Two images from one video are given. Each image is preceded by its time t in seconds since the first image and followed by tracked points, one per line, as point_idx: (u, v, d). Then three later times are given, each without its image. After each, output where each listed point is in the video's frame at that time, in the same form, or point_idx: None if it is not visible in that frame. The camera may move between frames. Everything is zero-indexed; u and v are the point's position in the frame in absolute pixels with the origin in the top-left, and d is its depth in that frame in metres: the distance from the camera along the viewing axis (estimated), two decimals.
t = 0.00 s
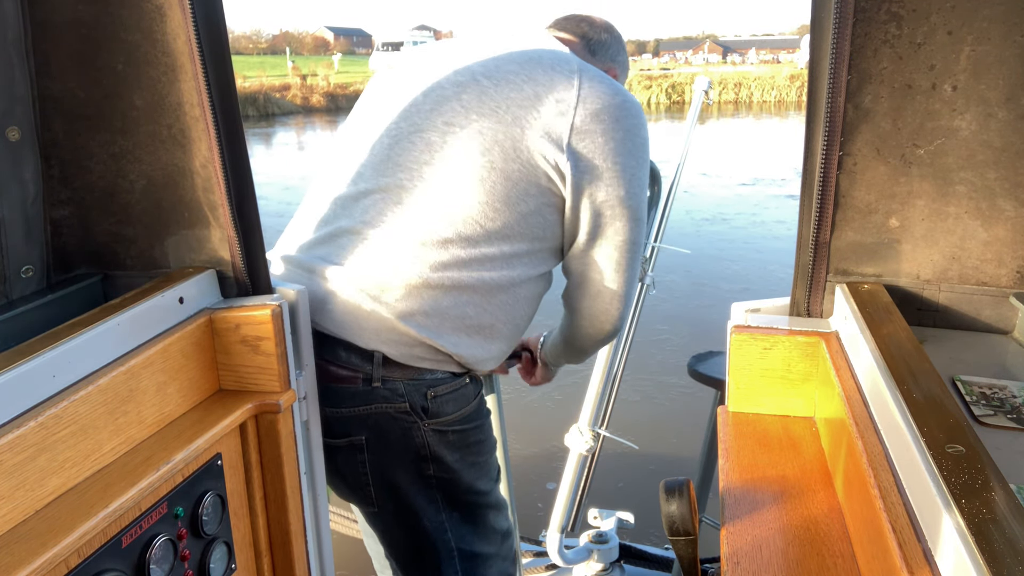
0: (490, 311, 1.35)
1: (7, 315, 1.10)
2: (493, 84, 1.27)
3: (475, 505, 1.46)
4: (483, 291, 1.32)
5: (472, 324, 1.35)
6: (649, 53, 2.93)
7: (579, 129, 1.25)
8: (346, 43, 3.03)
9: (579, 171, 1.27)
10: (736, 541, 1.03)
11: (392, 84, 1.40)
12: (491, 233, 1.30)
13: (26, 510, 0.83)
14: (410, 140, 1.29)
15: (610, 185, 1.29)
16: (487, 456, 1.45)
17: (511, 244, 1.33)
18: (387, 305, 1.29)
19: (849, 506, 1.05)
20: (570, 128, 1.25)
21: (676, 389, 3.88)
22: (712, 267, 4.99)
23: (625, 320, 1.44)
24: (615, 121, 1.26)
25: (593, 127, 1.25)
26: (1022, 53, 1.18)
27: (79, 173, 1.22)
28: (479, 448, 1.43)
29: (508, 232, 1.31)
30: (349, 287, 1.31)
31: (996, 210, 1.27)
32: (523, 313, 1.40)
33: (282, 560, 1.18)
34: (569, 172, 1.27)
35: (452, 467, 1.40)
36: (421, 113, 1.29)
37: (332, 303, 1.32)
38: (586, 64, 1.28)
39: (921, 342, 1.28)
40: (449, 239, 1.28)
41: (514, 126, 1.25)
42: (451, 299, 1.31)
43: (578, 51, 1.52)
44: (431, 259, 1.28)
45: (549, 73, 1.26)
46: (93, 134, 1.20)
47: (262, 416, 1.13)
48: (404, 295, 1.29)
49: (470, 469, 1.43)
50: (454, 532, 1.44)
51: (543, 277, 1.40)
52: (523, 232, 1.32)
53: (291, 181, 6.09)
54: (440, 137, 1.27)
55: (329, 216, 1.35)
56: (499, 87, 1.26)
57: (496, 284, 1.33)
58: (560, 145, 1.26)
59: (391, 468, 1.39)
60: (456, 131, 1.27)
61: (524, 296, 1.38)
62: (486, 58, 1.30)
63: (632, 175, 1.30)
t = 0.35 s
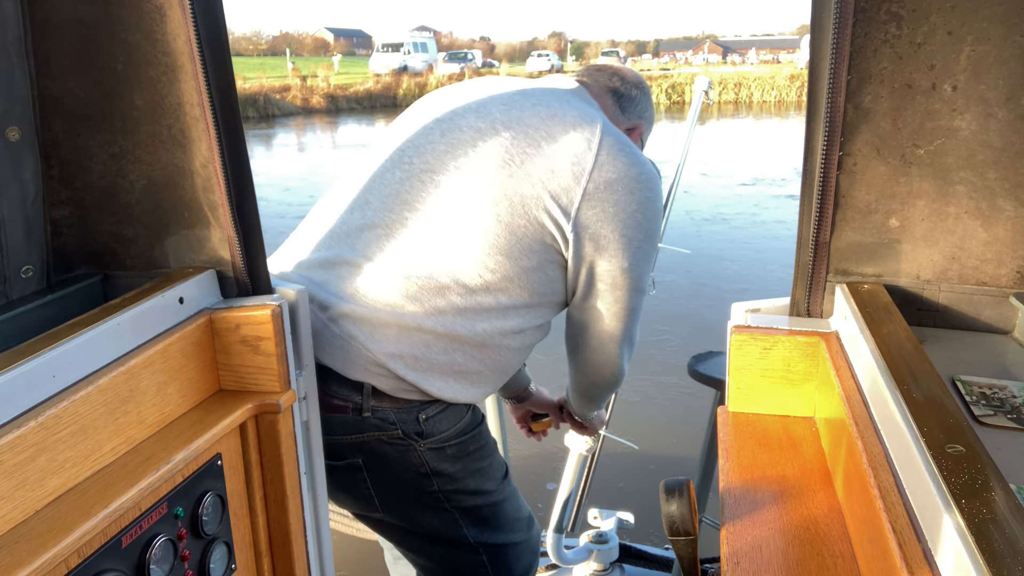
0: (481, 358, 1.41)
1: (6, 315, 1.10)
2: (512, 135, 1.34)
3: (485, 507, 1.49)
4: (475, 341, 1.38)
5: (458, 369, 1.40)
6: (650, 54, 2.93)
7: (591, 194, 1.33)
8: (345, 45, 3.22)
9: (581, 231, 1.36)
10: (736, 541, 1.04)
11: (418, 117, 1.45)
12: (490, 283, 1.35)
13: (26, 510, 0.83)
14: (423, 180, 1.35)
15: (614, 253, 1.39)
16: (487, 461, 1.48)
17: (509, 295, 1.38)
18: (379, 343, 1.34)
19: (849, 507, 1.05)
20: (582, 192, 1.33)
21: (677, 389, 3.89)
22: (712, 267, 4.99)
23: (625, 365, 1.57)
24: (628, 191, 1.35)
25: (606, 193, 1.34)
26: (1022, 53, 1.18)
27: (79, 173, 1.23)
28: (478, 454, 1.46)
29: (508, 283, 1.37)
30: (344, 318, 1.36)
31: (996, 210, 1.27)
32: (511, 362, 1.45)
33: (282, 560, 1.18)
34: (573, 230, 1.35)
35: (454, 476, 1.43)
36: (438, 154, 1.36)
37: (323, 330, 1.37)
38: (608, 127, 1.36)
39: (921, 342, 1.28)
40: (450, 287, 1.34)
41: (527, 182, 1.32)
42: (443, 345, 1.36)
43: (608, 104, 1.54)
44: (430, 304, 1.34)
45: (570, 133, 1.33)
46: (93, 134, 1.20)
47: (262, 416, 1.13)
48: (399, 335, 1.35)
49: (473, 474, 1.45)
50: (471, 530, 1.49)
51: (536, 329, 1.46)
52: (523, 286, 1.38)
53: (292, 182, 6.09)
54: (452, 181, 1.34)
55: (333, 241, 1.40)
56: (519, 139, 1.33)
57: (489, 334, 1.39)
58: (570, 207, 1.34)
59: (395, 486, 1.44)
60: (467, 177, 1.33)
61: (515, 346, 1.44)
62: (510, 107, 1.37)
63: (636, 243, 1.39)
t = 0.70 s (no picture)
0: (474, 360, 1.47)
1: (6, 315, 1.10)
2: (520, 151, 1.39)
3: (480, 501, 1.53)
4: (472, 343, 1.44)
5: (454, 368, 1.46)
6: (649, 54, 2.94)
7: (591, 218, 1.39)
8: (344, 47, 3.28)
9: (577, 250, 1.42)
10: (736, 541, 1.04)
11: (431, 124, 1.50)
12: (489, 289, 1.42)
13: (26, 511, 0.83)
14: (430, 183, 1.41)
15: (612, 277, 1.44)
16: (480, 455, 1.53)
17: (504, 303, 1.44)
18: (379, 334, 1.39)
19: (849, 507, 1.05)
20: (583, 215, 1.39)
21: (677, 389, 3.89)
22: (712, 267, 5.00)
23: (631, 381, 1.62)
24: (628, 219, 1.40)
25: (606, 221, 1.40)
26: (1022, 53, 1.18)
27: (79, 173, 1.23)
28: (472, 448, 1.51)
29: (505, 290, 1.43)
30: (343, 311, 1.40)
31: (996, 210, 1.27)
32: (500, 364, 1.52)
33: (282, 560, 1.18)
34: (569, 247, 1.41)
35: (449, 469, 1.48)
36: (447, 160, 1.42)
37: (322, 320, 1.42)
38: (614, 155, 1.41)
39: (922, 342, 1.28)
40: (452, 290, 1.40)
41: (529, 198, 1.38)
42: (440, 345, 1.42)
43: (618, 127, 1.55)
44: (432, 304, 1.40)
45: (577, 156, 1.38)
46: (93, 134, 1.20)
47: (262, 416, 1.13)
48: (400, 329, 1.40)
49: (467, 467, 1.50)
50: (466, 526, 1.53)
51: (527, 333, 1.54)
52: (518, 294, 1.44)
53: (292, 183, 6.10)
54: (458, 188, 1.40)
55: (337, 234, 1.45)
56: (526, 155, 1.39)
57: (484, 336, 1.45)
58: (569, 227, 1.40)
59: (391, 480, 1.47)
60: (473, 187, 1.39)
61: (507, 348, 1.51)
62: (521, 123, 1.42)
63: (634, 269, 1.45)
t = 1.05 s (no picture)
0: (463, 355, 1.49)
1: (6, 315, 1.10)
2: (525, 162, 1.43)
3: (466, 491, 1.54)
4: (462, 337, 1.47)
5: (442, 362, 1.48)
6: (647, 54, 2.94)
7: (588, 235, 1.41)
8: (343, 48, 3.30)
9: (571, 263, 1.44)
10: (736, 541, 1.04)
11: (446, 126, 1.54)
12: (483, 288, 1.44)
13: (26, 511, 0.83)
14: (433, 181, 1.44)
15: (606, 293, 1.46)
16: (467, 444, 1.55)
17: (495, 304, 1.47)
18: (371, 319, 1.41)
19: (849, 507, 1.05)
20: (580, 231, 1.41)
21: (677, 389, 3.89)
22: (713, 267, 5.00)
23: (630, 390, 1.63)
24: (626, 239, 1.42)
25: (603, 240, 1.42)
26: (1022, 53, 1.18)
27: (79, 173, 1.23)
28: (459, 437, 1.53)
29: (495, 289, 1.45)
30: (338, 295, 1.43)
31: (996, 210, 1.27)
32: (490, 362, 1.54)
33: (282, 560, 1.18)
34: (563, 259, 1.43)
35: (435, 457, 1.49)
36: (452, 162, 1.45)
37: (315, 301, 1.44)
38: (616, 177, 1.43)
39: (922, 342, 1.28)
40: (447, 285, 1.43)
41: (525, 204, 1.41)
42: (430, 335, 1.45)
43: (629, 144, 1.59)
44: (425, 296, 1.42)
45: (580, 174, 1.41)
46: (93, 134, 1.20)
47: (262, 416, 1.13)
48: (391, 316, 1.42)
49: (453, 457, 1.52)
50: (452, 515, 1.54)
51: (520, 335, 1.56)
52: (510, 296, 1.47)
53: (291, 183, 6.11)
54: (460, 191, 1.43)
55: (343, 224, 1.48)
56: (529, 167, 1.42)
57: (475, 334, 1.48)
58: (565, 240, 1.42)
59: (378, 465, 1.49)
60: (474, 191, 1.42)
61: (497, 347, 1.53)
62: (529, 136, 1.46)
63: (630, 287, 1.46)
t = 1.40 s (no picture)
0: (463, 352, 1.49)
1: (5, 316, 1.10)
2: (533, 164, 1.43)
3: (463, 487, 1.55)
4: (463, 334, 1.47)
5: (441, 356, 1.48)
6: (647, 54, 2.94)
7: (592, 239, 1.41)
8: (343, 49, 3.30)
9: (574, 265, 1.43)
10: (736, 541, 1.04)
11: (459, 124, 1.55)
12: (485, 285, 1.45)
13: (26, 511, 0.83)
14: (441, 177, 1.45)
15: (610, 298, 1.45)
16: (465, 438, 1.55)
17: (497, 302, 1.47)
18: (371, 309, 1.42)
19: (848, 507, 1.05)
20: (584, 234, 1.41)
21: (677, 389, 3.89)
22: (713, 267, 5.00)
23: (634, 398, 1.63)
24: (631, 245, 1.41)
25: (607, 244, 1.41)
26: (1022, 53, 1.18)
27: (79, 173, 1.23)
28: (457, 431, 1.53)
29: (497, 287, 1.45)
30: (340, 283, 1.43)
31: (996, 210, 1.27)
32: (491, 360, 1.54)
33: (282, 560, 1.18)
34: (566, 261, 1.43)
35: (432, 450, 1.50)
36: (460, 159, 1.46)
37: (318, 290, 1.45)
38: (625, 183, 1.43)
39: (922, 342, 1.28)
40: (448, 279, 1.43)
41: (530, 204, 1.41)
42: (430, 328, 1.45)
43: (642, 153, 1.59)
44: (427, 289, 1.43)
45: (588, 178, 1.41)
46: (93, 134, 1.20)
47: (262, 416, 1.13)
48: (392, 307, 1.43)
49: (450, 452, 1.52)
50: (449, 510, 1.55)
51: (522, 336, 1.56)
52: (511, 295, 1.47)
53: (291, 183, 6.11)
54: (466, 188, 1.43)
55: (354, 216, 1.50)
56: (537, 168, 1.42)
57: (475, 332, 1.48)
58: (568, 241, 1.42)
59: (376, 456, 1.50)
60: (480, 189, 1.43)
61: (497, 346, 1.53)
62: (539, 139, 1.46)
63: (636, 295, 1.45)
